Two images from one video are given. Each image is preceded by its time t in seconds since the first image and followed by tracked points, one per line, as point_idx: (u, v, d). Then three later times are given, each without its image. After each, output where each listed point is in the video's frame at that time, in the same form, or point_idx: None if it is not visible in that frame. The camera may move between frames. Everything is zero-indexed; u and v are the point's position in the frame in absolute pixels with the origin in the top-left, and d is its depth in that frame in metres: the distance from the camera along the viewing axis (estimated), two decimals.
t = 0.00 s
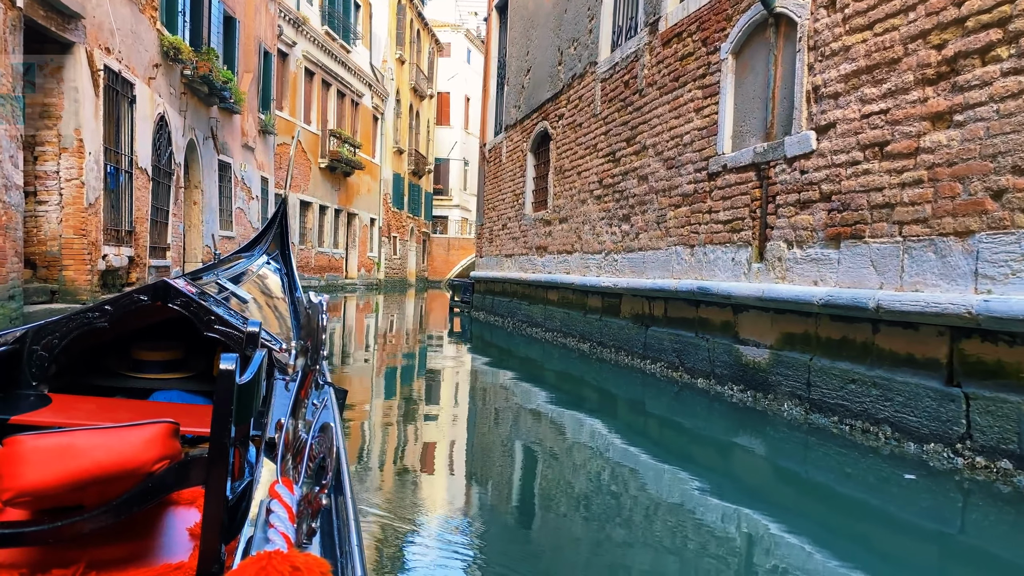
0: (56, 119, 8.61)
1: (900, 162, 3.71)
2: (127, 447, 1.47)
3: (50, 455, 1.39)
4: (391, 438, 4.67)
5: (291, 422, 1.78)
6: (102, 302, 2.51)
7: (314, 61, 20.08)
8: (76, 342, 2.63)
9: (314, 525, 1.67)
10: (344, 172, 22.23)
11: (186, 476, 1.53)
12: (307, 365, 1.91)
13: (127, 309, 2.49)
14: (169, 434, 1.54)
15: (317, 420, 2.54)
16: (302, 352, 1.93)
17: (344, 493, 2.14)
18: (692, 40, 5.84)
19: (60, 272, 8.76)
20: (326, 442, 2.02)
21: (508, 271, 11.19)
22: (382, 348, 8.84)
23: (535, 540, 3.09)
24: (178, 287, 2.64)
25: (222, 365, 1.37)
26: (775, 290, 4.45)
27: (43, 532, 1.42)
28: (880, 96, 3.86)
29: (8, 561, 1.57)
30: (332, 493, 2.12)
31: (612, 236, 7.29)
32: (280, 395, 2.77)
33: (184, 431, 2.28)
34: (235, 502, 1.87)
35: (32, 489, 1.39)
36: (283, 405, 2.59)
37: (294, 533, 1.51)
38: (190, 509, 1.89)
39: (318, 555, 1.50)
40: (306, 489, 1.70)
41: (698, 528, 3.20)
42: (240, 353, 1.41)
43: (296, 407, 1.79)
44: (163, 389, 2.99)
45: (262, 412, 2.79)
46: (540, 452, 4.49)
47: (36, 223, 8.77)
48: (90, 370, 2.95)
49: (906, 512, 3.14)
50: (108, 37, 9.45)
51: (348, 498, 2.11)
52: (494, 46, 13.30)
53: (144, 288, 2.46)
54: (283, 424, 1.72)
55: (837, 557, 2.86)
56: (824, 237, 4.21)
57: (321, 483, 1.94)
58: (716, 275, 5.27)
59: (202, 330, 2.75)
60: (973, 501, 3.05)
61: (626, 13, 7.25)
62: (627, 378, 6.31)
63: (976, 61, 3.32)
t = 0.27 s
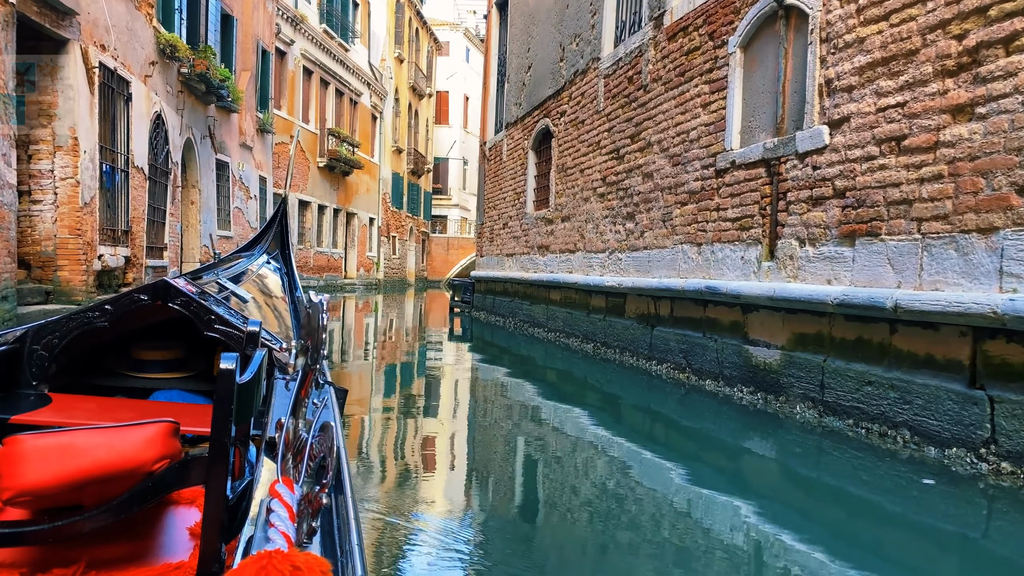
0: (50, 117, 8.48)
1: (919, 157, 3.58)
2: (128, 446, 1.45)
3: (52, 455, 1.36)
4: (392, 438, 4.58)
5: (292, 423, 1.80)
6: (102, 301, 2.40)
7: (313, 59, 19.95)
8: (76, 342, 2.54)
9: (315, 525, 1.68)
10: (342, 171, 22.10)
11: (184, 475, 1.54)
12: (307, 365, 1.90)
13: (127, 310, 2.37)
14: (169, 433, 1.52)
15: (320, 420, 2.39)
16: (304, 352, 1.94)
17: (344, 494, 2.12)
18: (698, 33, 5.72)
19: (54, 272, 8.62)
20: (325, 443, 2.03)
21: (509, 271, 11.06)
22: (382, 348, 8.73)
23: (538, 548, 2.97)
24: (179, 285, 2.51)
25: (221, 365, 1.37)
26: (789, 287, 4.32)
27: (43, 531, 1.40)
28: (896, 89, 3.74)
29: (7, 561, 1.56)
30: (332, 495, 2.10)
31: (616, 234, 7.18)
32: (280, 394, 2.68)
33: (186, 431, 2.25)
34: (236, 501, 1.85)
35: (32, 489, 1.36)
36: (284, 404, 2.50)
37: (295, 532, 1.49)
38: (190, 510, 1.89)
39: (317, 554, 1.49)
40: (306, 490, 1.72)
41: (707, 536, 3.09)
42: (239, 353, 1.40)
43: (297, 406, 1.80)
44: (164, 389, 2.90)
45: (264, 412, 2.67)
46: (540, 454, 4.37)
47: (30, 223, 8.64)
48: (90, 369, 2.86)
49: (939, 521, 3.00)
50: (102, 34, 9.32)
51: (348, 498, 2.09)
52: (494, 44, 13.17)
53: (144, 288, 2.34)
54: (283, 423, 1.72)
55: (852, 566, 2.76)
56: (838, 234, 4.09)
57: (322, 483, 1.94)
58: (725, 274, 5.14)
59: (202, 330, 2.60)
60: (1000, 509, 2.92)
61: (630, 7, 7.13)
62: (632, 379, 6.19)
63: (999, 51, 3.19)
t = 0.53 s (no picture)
0: (45, 115, 8.36)
1: (939, 152, 3.46)
2: (129, 446, 1.44)
3: (52, 455, 1.35)
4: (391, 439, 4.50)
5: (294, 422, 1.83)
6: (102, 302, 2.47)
7: (312, 58, 19.83)
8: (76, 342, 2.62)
9: (320, 524, 1.71)
10: (341, 170, 21.97)
11: (187, 475, 1.52)
12: (309, 364, 1.88)
13: (128, 309, 2.44)
14: (169, 433, 1.52)
15: (321, 419, 2.26)
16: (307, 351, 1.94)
17: (345, 495, 2.06)
18: (706, 28, 5.59)
19: (49, 272, 8.52)
20: (325, 442, 2.06)
21: (510, 271, 10.94)
22: (382, 347, 8.63)
23: (544, 556, 2.86)
24: (178, 286, 2.57)
25: (223, 364, 1.37)
26: (801, 288, 4.20)
27: (44, 531, 1.39)
28: (914, 83, 3.63)
29: (8, 560, 1.53)
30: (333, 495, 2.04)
31: (620, 234, 7.06)
32: (281, 392, 2.57)
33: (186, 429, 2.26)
34: (238, 500, 1.79)
35: (33, 488, 1.34)
36: (285, 402, 2.41)
37: (296, 531, 1.49)
38: (191, 510, 1.85)
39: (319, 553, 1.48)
40: (309, 488, 1.75)
41: (715, 540, 3.00)
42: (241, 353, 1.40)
43: (298, 405, 1.83)
44: (163, 388, 2.97)
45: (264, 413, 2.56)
46: (543, 456, 4.25)
47: (24, 222, 8.52)
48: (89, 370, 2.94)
49: (962, 529, 2.89)
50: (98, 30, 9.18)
51: (348, 499, 2.03)
52: (495, 41, 13.03)
53: (144, 288, 2.41)
54: (284, 424, 1.77)
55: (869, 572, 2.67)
56: (853, 233, 3.98)
57: (322, 482, 1.91)
58: (734, 274, 5.03)
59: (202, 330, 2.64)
60: None
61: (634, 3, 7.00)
62: (637, 381, 6.07)
63: None
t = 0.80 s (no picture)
0: (39, 112, 8.23)
1: (960, 149, 3.34)
2: (128, 446, 1.46)
3: (52, 455, 1.37)
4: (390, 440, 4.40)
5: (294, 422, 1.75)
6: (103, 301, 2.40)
7: (311, 55, 19.68)
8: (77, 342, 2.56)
9: (320, 523, 1.66)
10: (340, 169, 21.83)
11: (187, 476, 1.50)
12: (309, 364, 1.80)
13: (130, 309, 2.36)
14: (170, 433, 1.53)
15: (322, 418, 2.15)
16: (306, 350, 1.86)
17: (345, 494, 1.96)
18: (714, 23, 5.47)
19: (44, 271, 8.38)
20: (326, 441, 1.97)
21: (511, 270, 10.80)
22: (381, 347, 8.51)
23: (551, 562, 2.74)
24: (179, 285, 2.47)
25: (222, 364, 1.36)
26: (813, 290, 4.08)
27: (44, 531, 1.40)
28: (933, 78, 3.51)
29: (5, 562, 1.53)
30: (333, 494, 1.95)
31: (624, 233, 6.94)
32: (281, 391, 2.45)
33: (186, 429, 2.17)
34: (237, 502, 1.72)
35: (33, 488, 1.36)
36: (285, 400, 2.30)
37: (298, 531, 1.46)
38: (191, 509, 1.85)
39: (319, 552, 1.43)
40: (309, 488, 1.68)
41: (723, 546, 2.90)
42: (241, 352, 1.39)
43: (298, 405, 1.76)
44: (164, 388, 2.87)
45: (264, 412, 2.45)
46: (545, 458, 4.11)
47: (17, 220, 8.38)
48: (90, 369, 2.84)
49: (984, 540, 2.78)
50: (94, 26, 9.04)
51: (348, 498, 1.94)
52: (495, 39, 12.89)
53: (146, 288, 2.34)
54: (284, 424, 1.71)
55: None
56: (869, 232, 3.86)
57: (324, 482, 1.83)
58: (743, 274, 4.90)
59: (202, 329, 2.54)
60: None
61: None
62: (641, 383, 5.95)
63: None
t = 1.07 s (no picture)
0: (35, 107, 8.10)
1: (983, 145, 3.22)
2: (127, 445, 1.41)
3: (51, 454, 1.33)
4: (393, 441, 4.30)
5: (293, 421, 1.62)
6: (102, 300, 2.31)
7: (310, 53, 19.55)
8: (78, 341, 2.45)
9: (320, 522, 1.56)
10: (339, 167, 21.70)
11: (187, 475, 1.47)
12: (309, 364, 1.69)
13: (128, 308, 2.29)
14: (169, 432, 1.49)
15: (322, 417, 2.04)
16: (305, 349, 1.73)
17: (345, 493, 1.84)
18: (721, 17, 5.35)
19: (38, 270, 8.25)
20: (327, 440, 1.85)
21: (512, 270, 10.68)
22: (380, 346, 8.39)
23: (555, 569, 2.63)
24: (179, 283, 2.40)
25: (222, 363, 1.32)
26: (827, 292, 3.96)
27: (44, 530, 1.37)
28: (954, 72, 3.39)
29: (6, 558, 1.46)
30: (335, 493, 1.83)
31: (628, 232, 6.83)
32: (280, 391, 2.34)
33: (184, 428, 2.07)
34: (237, 500, 1.64)
35: (32, 488, 1.32)
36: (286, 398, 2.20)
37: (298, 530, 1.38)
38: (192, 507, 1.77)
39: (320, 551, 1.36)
40: (309, 486, 1.57)
41: (729, 553, 2.80)
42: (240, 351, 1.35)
43: (298, 404, 1.63)
44: (164, 386, 2.79)
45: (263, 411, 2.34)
46: (546, 461, 3.99)
47: (12, 217, 8.25)
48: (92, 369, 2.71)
49: (1008, 550, 2.67)
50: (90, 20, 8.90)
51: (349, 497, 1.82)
52: (496, 36, 12.77)
53: (145, 288, 2.26)
54: (284, 424, 1.59)
55: None
56: (885, 232, 3.75)
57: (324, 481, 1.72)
58: (753, 275, 4.78)
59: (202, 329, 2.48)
60: None
61: None
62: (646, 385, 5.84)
63: None
